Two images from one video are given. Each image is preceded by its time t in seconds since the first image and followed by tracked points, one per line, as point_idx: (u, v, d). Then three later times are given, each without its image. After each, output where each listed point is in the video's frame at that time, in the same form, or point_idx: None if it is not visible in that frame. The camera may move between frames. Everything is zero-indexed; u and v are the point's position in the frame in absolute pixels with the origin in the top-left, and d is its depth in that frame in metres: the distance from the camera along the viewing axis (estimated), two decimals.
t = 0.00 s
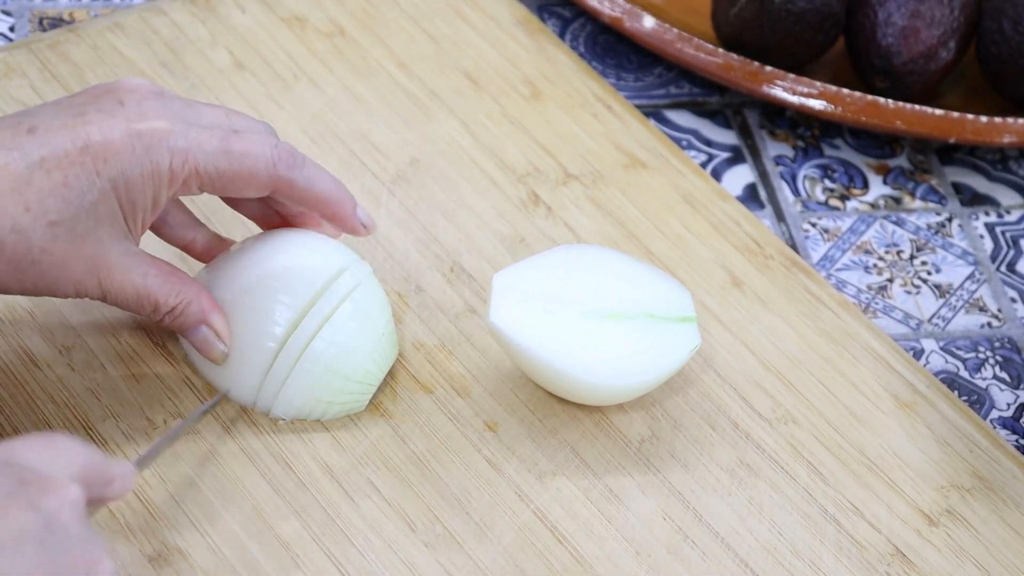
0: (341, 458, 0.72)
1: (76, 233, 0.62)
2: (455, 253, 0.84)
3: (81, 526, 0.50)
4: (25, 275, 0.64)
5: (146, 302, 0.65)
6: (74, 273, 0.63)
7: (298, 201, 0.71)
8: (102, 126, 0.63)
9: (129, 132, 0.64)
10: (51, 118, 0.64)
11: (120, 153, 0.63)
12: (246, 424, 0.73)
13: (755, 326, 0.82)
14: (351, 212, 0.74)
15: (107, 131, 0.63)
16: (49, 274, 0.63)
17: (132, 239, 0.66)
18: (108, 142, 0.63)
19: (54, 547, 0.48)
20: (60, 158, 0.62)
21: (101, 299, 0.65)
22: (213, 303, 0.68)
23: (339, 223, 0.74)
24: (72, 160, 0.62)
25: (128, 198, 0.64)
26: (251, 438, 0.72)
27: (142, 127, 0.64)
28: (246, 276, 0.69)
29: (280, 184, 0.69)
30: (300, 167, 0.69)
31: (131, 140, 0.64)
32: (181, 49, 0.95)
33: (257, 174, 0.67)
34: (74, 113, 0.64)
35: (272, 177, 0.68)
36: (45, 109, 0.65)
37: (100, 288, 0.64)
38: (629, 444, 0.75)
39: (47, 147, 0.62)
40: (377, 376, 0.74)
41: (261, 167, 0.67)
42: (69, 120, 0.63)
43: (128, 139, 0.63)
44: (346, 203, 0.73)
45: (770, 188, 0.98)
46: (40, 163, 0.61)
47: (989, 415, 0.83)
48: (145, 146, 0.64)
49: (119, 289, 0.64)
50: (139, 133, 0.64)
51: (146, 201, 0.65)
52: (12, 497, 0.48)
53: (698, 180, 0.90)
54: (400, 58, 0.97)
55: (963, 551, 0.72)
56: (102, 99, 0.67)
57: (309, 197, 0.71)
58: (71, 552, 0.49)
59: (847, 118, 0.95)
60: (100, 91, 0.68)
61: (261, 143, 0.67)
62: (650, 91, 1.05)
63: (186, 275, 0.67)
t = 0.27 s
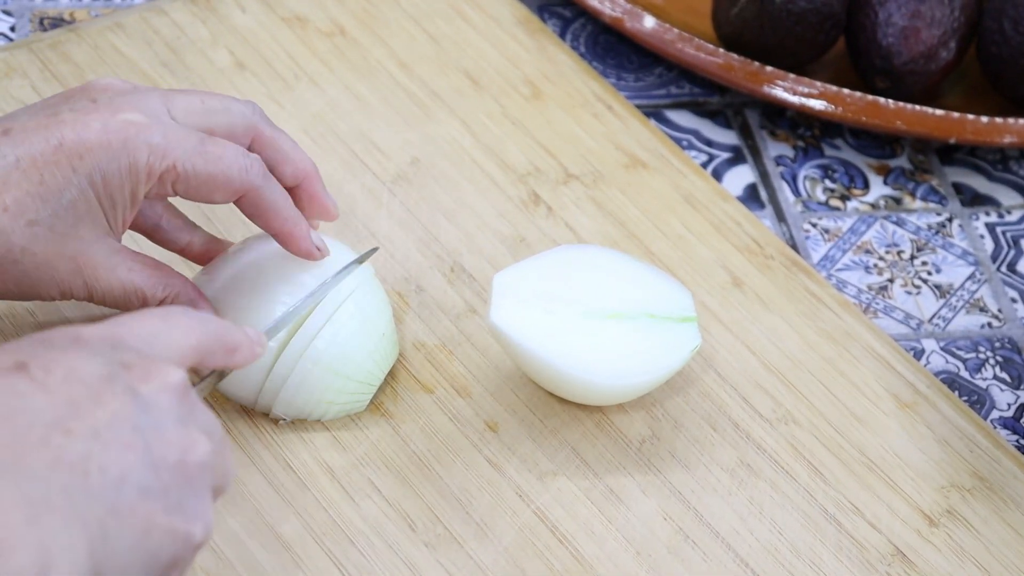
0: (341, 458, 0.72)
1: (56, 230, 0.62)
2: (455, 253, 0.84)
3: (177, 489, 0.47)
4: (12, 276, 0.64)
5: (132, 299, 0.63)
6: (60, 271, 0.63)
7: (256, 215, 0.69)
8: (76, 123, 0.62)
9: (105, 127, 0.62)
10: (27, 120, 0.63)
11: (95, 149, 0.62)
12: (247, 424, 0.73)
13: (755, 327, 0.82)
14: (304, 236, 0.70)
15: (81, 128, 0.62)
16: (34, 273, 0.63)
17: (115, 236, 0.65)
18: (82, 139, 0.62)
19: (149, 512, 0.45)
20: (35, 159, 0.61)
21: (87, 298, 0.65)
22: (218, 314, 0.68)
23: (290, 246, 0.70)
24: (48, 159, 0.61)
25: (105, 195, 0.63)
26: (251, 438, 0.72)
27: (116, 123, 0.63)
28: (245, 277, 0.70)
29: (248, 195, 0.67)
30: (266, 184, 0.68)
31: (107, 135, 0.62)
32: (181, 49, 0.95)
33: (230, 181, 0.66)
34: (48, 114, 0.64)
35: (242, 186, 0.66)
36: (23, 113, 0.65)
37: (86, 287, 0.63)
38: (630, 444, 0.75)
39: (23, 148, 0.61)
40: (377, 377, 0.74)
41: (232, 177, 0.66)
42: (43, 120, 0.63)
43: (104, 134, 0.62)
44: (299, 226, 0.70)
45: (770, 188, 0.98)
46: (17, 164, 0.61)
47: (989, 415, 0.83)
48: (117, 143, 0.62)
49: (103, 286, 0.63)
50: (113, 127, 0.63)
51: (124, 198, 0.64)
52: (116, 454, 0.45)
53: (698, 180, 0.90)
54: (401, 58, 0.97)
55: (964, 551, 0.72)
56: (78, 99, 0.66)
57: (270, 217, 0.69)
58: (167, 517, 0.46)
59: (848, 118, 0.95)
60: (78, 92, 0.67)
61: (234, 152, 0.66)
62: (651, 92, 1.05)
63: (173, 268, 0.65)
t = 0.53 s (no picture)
0: (341, 458, 0.72)
1: (60, 227, 0.62)
2: (455, 253, 0.84)
3: (168, 465, 0.48)
4: (15, 273, 0.64)
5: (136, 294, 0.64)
6: (63, 268, 0.63)
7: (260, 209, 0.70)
8: (81, 118, 0.63)
9: (110, 123, 0.63)
10: (31, 115, 0.63)
11: (99, 145, 0.62)
12: (246, 424, 0.73)
13: (756, 327, 0.82)
14: (305, 232, 0.71)
15: (86, 124, 0.62)
16: (38, 270, 0.63)
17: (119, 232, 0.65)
18: (86, 135, 0.62)
19: (142, 487, 0.47)
20: (39, 154, 0.61)
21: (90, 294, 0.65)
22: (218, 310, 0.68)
23: (290, 241, 0.71)
24: (52, 156, 0.61)
25: (110, 191, 0.63)
26: (251, 437, 0.72)
27: (120, 118, 0.63)
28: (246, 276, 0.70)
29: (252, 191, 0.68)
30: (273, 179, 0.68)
31: (112, 132, 0.62)
32: (181, 49, 0.95)
33: (234, 178, 0.66)
34: (54, 109, 0.64)
35: (247, 181, 0.67)
36: (27, 107, 0.65)
37: (89, 282, 0.63)
38: (630, 444, 0.75)
39: (27, 143, 0.61)
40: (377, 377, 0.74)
41: (238, 173, 0.66)
42: (49, 115, 0.63)
43: (109, 131, 0.62)
44: (302, 222, 0.70)
45: (770, 188, 0.98)
46: (22, 160, 0.61)
47: (990, 415, 0.83)
48: (122, 138, 0.63)
49: (107, 281, 0.63)
50: (117, 123, 0.63)
51: (128, 194, 0.64)
52: (104, 433, 0.46)
53: (698, 180, 0.90)
54: (400, 58, 0.97)
55: (964, 551, 0.72)
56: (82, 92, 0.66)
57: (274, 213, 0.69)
58: (160, 491, 0.48)
59: (848, 118, 0.95)
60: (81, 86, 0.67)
61: (239, 146, 0.66)
62: (651, 91, 1.05)
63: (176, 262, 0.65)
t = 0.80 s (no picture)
0: (341, 459, 0.72)
1: (56, 231, 0.62)
2: (454, 253, 0.84)
3: (186, 436, 0.48)
4: (11, 276, 0.64)
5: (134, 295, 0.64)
6: (60, 270, 0.63)
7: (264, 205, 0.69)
8: (77, 123, 0.62)
9: (105, 127, 0.63)
10: (27, 118, 0.63)
11: (95, 150, 0.62)
12: (246, 424, 0.73)
13: (755, 326, 0.82)
14: (310, 226, 0.71)
15: (82, 128, 0.62)
16: (34, 273, 0.64)
17: (117, 233, 0.65)
18: (82, 140, 0.62)
19: (164, 457, 0.46)
20: (36, 160, 0.62)
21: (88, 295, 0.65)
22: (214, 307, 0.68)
23: (294, 236, 0.71)
24: (48, 160, 0.62)
25: (106, 195, 0.63)
26: (250, 438, 0.72)
27: (115, 122, 0.63)
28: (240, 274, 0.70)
29: (253, 188, 0.67)
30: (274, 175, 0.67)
31: (107, 136, 0.62)
32: (180, 49, 0.95)
33: (233, 176, 0.65)
34: (50, 112, 0.64)
35: (247, 179, 0.66)
36: (24, 109, 0.65)
37: (86, 284, 0.64)
38: (629, 443, 0.75)
39: (24, 148, 0.62)
40: (377, 377, 0.74)
41: (237, 170, 0.65)
42: (45, 118, 0.63)
43: (105, 135, 0.62)
44: (306, 217, 0.71)
45: (769, 187, 0.98)
46: (18, 164, 0.61)
47: (988, 414, 0.83)
48: (118, 143, 0.62)
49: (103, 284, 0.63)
50: (112, 127, 0.63)
51: (125, 197, 0.64)
52: (125, 404, 0.45)
53: (697, 179, 0.90)
54: (400, 58, 0.97)
55: (963, 550, 0.72)
56: (78, 94, 0.65)
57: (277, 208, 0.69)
58: (180, 460, 0.47)
59: (846, 117, 0.95)
60: (78, 86, 0.66)
61: (237, 143, 0.65)
62: (650, 91, 1.05)
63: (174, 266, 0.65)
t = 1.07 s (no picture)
0: (341, 458, 0.72)
1: (60, 247, 0.63)
2: (455, 253, 0.84)
3: (229, 409, 0.52)
4: (11, 285, 0.65)
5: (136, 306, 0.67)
6: (62, 281, 0.65)
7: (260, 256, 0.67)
8: (87, 142, 0.62)
9: (114, 150, 0.62)
10: (35, 130, 0.63)
11: (101, 173, 0.62)
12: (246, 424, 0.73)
13: (755, 327, 0.82)
14: (317, 274, 0.68)
15: (91, 148, 0.62)
16: (34, 284, 0.65)
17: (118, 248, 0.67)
18: (90, 160, 0.62)
19: (209, 426, 0.50)
20: (42, 177, 0.62)
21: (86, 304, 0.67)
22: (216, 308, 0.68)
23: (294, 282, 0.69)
24: (55, 177, 0.62)
25: (108, 217, 0.64)
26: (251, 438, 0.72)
27: (124, 147, 0.63)
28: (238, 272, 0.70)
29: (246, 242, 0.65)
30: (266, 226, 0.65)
31: (114, 160, 0.62)
32: (181, 50, 0.95)
33: (228, 225, 0.64)
34: (60, 125, 0.63)
35: (241, 232, 0.64)
36: (33, 119, 0.64)
37: (88, 295, 0.66)
38: (629, 444, 0.75)
39: (31, 162, 0.62)
40: (377, 377, 0.74)
41: (230, 222, 0.64)
42: (55, 132, 0.63)
43: (113, 158, 0.62)
44: (312, 266, 0.67)
45: (769, 188, 0.98)
46: (24, 179, 0.62)
47: (988, 414, 0.83)
48: (124, 170, 0.62)
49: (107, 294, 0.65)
50: (122, 151, 0.62)
51: (126, 220, 0.64)
52: (176, 373, 0.49)
53: (697, 180, 0.90)
54: (400, 58, 0.97)
55: (963, 550, 0.72)
56: (91, 109, 0.65)
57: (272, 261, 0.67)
58: (224, 430, 0.51)
59: (846, 118, 0.95)
60: (91, 99, 0.66)
61: (240, 193, 0.64)
62: (650, 91, 1.06)
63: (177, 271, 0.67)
